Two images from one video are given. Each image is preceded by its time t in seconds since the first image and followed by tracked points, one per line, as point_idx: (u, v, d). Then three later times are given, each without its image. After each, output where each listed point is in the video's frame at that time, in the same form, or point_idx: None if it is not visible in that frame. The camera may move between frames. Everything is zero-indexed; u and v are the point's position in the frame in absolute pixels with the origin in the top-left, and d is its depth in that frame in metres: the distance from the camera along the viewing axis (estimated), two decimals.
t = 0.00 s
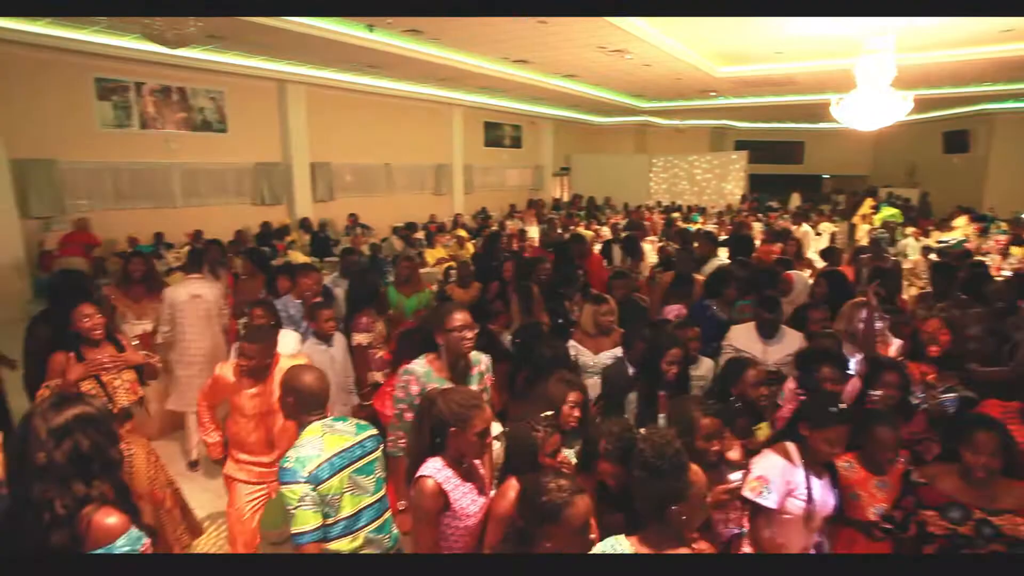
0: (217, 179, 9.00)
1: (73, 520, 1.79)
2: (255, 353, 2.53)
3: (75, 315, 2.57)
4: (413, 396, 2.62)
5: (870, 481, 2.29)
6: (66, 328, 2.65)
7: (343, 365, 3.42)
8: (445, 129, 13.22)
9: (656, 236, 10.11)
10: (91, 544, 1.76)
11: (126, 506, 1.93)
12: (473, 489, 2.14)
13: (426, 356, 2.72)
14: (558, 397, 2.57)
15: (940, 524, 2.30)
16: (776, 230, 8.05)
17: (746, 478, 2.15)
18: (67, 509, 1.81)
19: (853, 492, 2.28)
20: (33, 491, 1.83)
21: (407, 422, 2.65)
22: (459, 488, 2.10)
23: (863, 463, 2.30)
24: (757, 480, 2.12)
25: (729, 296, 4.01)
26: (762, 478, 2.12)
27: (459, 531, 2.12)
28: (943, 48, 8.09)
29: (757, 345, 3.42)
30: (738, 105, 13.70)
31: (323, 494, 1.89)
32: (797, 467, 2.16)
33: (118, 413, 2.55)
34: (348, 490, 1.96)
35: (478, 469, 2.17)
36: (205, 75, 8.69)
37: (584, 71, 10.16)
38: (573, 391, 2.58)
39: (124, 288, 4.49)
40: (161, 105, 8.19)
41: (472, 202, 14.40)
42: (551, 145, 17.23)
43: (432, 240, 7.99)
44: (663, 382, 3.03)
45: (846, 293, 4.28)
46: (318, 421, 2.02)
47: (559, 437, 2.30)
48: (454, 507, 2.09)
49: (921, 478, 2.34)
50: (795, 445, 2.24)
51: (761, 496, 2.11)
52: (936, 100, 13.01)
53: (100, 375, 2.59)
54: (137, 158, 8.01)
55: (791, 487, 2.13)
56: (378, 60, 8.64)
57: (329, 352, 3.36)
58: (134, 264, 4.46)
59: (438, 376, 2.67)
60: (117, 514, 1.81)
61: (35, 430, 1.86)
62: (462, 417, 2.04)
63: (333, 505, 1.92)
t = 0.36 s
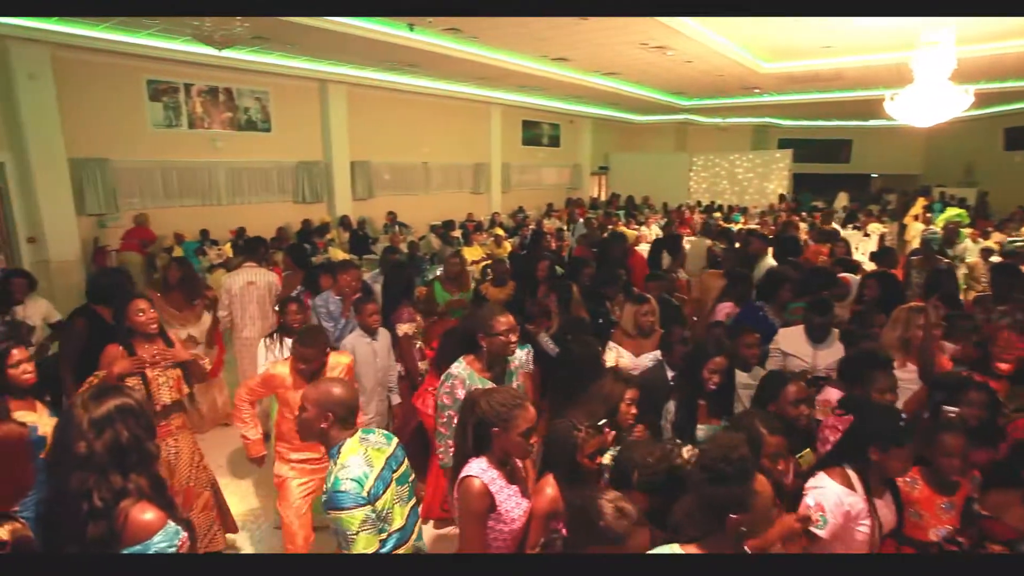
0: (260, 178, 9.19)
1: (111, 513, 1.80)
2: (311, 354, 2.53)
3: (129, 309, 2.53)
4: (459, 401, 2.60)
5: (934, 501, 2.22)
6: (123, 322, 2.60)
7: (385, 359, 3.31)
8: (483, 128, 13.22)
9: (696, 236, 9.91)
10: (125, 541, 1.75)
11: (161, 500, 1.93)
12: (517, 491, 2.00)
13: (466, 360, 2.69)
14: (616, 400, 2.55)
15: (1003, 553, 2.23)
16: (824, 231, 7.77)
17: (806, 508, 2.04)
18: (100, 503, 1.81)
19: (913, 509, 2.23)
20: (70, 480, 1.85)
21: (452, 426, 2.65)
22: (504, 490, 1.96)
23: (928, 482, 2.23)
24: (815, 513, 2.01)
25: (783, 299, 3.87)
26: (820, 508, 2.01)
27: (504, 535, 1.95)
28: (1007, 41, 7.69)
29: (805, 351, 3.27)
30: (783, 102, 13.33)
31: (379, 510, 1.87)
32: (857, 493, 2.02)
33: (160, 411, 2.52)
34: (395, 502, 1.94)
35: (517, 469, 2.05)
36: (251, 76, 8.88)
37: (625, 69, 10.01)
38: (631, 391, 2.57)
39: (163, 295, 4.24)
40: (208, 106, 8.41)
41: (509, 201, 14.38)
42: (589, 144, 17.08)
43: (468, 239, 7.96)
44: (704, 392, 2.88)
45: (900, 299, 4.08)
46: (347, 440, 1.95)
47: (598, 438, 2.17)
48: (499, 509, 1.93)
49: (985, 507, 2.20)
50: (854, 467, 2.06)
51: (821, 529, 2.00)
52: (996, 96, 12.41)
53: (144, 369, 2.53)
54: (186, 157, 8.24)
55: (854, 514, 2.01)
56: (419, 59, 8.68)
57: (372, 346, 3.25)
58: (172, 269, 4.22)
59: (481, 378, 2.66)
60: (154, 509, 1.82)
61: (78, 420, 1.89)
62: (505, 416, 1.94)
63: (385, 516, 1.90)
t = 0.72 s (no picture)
0: (270, 177, 9.18)
1: (136, 515, 1.69)
2: (316, 354, 2.43)
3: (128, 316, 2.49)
4: (447, 405, 2.43)
5: (947, 509, 2.12)
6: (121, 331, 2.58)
7: (387, 365, 3.23)
8: (493, 128, 13.16)
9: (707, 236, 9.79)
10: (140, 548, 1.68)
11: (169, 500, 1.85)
12: (531, 505, 1.91)
13: (461, 363, 2.50)
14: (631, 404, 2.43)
15: None
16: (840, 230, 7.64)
17: (816, 514, 1.91)
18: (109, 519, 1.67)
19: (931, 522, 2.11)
20: (70, 497, 1.69)
21: (441, 431, 2.47)
22: (518, 504, 1.86)
23: (939, 488, 2.14)
24: (827, 521, 1.88)
25: (795, 298, 3.69)
26: (833, 514, 1.88)
27: (514, 550, 1.88)
28: None
29: (822, 355, 3.17)
30: (796, 100, 13.16)
31: (370, 519, 1.77)
32: (871, 494, 1.90)
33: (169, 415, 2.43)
34: (396, 513, 1.83)
35: (531, 479, 1.95)
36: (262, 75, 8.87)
37: (637, 67, 9.92)
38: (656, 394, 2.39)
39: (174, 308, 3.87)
40: (219, 105, 8.40)
41: (519, 200, 14.33)
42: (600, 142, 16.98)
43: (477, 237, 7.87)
44: (728, 400, 2.50)
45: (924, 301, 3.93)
46: (365, 432, 1.87)
47: (613, 444, 2.00)
48: (513, 524, 1.84)
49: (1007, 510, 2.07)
50: (867, 469, 1.93)
51: (834, 540, 1.87)
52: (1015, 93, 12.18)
53: (148, 373, 2.44)
54: (197, 156, 8.25)
55: (869, 516, 1.88)
56: (428, 58, 8.62)
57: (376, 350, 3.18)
58: (189, 281, 3.81)
59: (472, 382, 2.46)
60: (168, 515, 1.74)
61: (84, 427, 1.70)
62: (516, 428, 1.83)
63: (382, 526, 1.80)
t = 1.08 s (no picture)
0: (267, 177, 9.10)
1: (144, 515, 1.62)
2: (298, 359, 2.36)
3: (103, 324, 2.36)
4: (439, 409, 2.32)
5: (950, 514, 2.01)
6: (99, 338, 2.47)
7: (378, 371, 3.15)
8: (492, 129, 13.10)
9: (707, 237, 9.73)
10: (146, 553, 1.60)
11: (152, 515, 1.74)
12: (522, 530, 1.79)
13: (456, 367, 2.41)
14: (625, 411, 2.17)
15: None
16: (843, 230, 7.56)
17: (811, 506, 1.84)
18: (110, 539, 1.57)
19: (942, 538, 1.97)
20: (58, 530, 1.55)
21: (427, 437, 2.36)
22: (507, 528, 1.75)
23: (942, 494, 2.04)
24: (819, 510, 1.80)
25: (787, 302, 3.58)
26: (827, 505, 1.81)
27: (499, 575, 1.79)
28: None
29: (828, 363, 3.09)
30: (796, 100, 13.09)
31: (354, 531, 1.66)
32: (875, 495, 1.79)
33: (153, 423, 2.39)
34: (381, 522, 1.72)
35: (527, 506, 1.85)
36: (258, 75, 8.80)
37: (637, 66, 9.85)
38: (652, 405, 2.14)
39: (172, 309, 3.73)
40: (215, 105, 8.33)
41: (518, 201, 14.26)
42: (599, 143, 16.92)
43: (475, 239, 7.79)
44: (738, 409, 2.40)
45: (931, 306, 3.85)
46: (341, 445, 1.78)
47: (603, 454, 1.97)
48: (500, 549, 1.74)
49: None
50: (874, 467, 1.82)
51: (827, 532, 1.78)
52: (1016, 92, 12.10)
53: (131, 379, 2.35)
54: (192, 156, 8.17)
55: (871, 518, 1.77)
56: (426, 57, 8.54)
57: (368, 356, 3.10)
58: (184, 280, 3.75)
59: (470, 390, 2.38)
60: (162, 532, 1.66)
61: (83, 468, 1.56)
62: (506, 443, 1.74)
63: (369, 539, 1.70)
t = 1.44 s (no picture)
0: (261, 179, 9.04)
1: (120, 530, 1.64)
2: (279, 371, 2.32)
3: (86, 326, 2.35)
4: (434, 421, 2.26)
5: (952, 527, 1.92)
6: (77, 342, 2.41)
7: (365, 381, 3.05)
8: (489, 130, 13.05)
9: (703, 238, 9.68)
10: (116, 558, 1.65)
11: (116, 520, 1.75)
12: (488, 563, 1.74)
13: (448, 375, 2.36)
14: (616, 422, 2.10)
15: None
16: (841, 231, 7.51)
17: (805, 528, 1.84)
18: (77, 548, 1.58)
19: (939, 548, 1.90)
20: (19, 540, 1.53)
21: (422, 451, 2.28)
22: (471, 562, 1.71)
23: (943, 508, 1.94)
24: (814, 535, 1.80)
25: (783, 306, 3.53)
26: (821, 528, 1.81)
27: None
28: None
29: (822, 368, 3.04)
30: (793, 101, 13.06)
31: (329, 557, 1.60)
32: (865, 513, 1.79)
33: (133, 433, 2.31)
34: (356, 542, 1.67)
35: (495, 534, 1.82)
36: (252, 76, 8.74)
37: (633, 67, 9.82)
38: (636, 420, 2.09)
39: (165, 298, 3.72)
40: (209, 106, 8.27)
41: (514, 203, 14.21)
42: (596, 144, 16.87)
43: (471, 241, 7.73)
44: (727, 424, 2.32)
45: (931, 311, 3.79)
46: (304, 468, 1.71)
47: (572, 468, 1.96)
48: None
49: None
50: (862, 482, 1.85)
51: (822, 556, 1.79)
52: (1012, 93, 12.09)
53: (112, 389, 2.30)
54: (185, 157, 8.09)
55: (863, 538, 1.78)
56: (420, 58, 8.50)
57: (361, 359, 3.04)
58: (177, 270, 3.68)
59: (463, 398, 2.32)
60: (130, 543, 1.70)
61: (47, 476, 1.53)
62: (471, 473, 1.65)
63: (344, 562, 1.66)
